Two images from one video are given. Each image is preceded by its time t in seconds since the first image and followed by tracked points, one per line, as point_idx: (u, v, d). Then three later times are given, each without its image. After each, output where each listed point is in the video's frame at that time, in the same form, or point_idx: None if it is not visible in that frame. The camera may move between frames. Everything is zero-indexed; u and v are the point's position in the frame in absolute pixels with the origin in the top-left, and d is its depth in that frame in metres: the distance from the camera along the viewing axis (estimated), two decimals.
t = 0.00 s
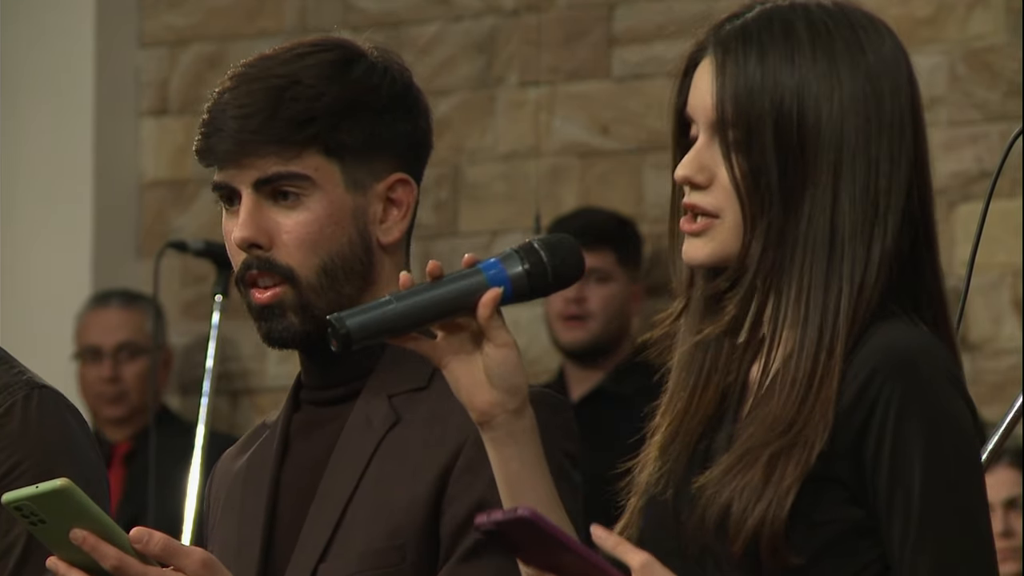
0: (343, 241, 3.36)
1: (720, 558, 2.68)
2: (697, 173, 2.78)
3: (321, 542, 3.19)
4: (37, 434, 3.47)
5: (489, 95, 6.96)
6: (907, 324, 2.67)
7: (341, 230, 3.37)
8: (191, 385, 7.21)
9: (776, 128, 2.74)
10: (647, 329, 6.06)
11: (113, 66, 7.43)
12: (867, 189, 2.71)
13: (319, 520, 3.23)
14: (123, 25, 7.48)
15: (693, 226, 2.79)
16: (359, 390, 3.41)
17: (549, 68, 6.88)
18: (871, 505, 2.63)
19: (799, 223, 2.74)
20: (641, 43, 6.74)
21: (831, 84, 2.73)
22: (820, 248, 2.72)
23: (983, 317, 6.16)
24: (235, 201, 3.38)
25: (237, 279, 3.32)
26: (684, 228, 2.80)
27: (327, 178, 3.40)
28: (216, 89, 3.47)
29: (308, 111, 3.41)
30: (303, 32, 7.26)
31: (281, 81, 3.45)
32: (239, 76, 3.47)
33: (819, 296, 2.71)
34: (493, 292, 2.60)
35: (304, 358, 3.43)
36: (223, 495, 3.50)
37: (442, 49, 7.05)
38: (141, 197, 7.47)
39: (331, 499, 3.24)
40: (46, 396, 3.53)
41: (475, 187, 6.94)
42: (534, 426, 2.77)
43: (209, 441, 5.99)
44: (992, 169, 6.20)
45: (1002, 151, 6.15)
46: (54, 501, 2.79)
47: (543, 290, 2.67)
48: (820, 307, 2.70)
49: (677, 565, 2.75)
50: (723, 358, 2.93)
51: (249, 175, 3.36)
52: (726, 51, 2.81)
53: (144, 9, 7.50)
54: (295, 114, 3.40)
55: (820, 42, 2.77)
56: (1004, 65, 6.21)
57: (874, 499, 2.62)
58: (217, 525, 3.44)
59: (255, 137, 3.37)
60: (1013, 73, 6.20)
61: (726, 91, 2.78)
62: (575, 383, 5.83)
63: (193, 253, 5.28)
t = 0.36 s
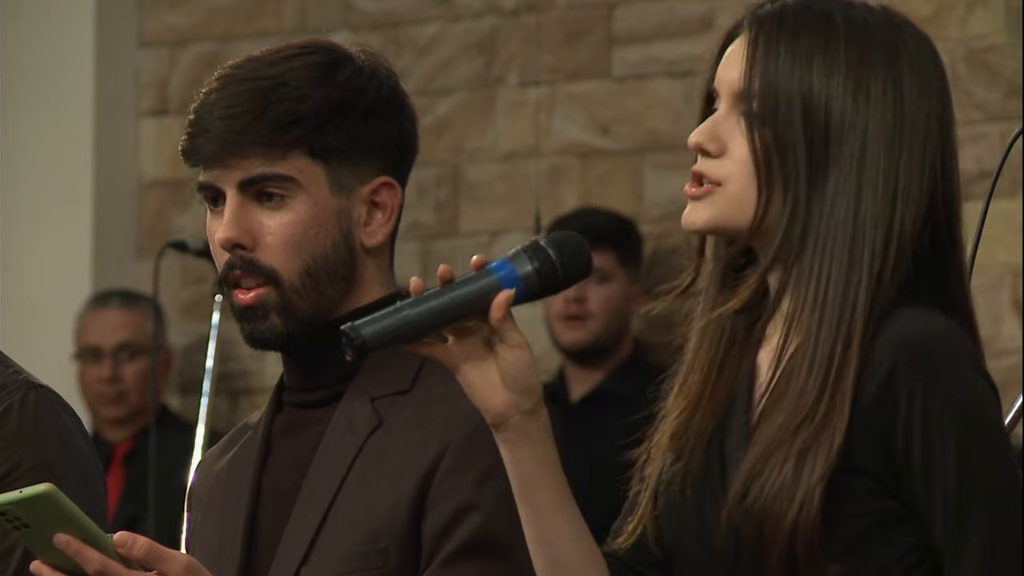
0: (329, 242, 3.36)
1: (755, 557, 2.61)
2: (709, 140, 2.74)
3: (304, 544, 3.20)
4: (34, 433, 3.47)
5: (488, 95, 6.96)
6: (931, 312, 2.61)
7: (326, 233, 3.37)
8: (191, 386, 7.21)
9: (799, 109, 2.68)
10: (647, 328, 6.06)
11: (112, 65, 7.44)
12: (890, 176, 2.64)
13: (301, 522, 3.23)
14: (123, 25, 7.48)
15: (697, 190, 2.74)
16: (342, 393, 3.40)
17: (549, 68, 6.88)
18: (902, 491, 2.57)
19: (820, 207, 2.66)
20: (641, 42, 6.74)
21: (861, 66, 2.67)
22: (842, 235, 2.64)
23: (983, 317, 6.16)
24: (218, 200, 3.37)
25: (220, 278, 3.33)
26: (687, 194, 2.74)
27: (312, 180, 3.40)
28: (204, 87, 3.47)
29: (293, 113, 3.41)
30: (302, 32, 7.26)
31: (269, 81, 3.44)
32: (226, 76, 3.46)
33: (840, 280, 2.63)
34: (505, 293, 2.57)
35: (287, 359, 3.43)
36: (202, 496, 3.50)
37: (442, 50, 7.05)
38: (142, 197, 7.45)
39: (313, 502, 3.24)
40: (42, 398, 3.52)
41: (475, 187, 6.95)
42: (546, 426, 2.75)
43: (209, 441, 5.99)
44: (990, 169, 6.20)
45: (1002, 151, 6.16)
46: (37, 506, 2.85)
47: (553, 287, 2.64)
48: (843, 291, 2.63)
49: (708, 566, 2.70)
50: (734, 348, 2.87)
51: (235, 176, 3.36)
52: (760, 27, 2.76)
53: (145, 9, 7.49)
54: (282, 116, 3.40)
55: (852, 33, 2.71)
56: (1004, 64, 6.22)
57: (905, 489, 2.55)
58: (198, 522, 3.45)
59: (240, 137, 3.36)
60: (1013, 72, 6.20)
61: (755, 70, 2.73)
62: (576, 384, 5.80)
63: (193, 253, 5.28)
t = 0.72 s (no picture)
0: (317, 248, 3.35)
1: (776, 556, 2.75)
2: (718, 143, 2.84)
3: (290, 548, 3.19)
4: (41, 434, 3.51)
5: (488, 95, 6.96)
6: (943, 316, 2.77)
7: (313, 238, 3.35)
8: (191, 385, 7.21)
9: (815, 118, 2.81)
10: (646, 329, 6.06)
11: (112, 65, 7.44)
12: (904, 181, 2.79)
13: (286, 526, 3.22)
14: (122, 25, 7.47)
15: (707, 193, 2.85)
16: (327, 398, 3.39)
17: (548, 68, 6.87)
18: (921, 499, 2.72)
19: (834, 211, 2.81)
20: (641, 42, 6.73)
21: (871, 74, 2.80)
22: (860, 238, 2.80)
23: (983, 317, 6.16)
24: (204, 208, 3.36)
25: (209, 285, 3.31)
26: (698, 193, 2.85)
27: (301, 186, 3.39)
28: (190, 94, 3.46)
29: (281, 119, 3.41)
30: (302, 32, 7.26)
31: (257, 89, 3.44)
32: (212, 83, 3.46)
33: (857, 285, 2.79)
34: (533, 286, 2.66)
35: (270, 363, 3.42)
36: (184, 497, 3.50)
37: (442, 50, 7.06)
38: (141, 197, 7.43)
39: (298, 506, 3.23)
40: (47, 397, 3.57)
41: (475, 187, 6.96)
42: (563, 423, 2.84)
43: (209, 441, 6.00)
44: (989, 169, 6.20)
45: (1001, 152, 6.16)
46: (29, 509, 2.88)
47: (575, 279, 2.73)
48: (859, 296, 2.78)
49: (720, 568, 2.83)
50: (740, 348, 3.02)
51: (224, 182, 3.35)
52: (769, 33, 2.88)
53: (145, 9, 7.48)
54: (271, 122, 3.39)
55: (861, 35, 2.84)
56: (1004, 64, 6.21)
57: (921, 488, 2.70)
58: (180, 523, 3.45)
59: (230, 144, 3.36)
60: (1013, 72, 6.20)
61: (765, 77, 2.85)
62: (576, 384, 5.80)
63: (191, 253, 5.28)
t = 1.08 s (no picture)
0: (314, 250, 3.34)
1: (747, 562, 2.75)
2: (707, 149, 2.81)
3: (287, 546, 3.18)
4: (41, 435, 3.51)
5: (488, 95, 6.96)
6: (923, 326, 2.77)
7: (312, 240, 3.35)
8: (191, 385, 7.21)
9: (809, 133, 2.80)
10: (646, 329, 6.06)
11: (112, 64, 7.44)
12: (893, 198, 2.79)
13: (282, 526, 3.22)
14: (122, 24, 7.47)
15: (694, 203, 2.81)
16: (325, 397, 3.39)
17: (548, 68, 6.87)
18: (893, 502, 2.72)
19: (826, 227, 2.80)
20: (641, 42, 6.73)
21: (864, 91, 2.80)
22: (848, 252, 2.79)
23: (983, 318, 6.16)
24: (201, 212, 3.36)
25: (208, 290, 3.31)
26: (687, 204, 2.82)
27: (299, 187, 3.38)
28: (185, 98, 3.45)
29: (278, 121, 3.40)
30: (302, 31, 7.26)
31: (252, 92, 3.43)
32: (207, 86, 3.46)
33: (841, 295, 2.78)
34: (526, 284, 2.60)
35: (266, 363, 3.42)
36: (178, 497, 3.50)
37: (442, 50, 7.06)
38: (141, 197, 7.44)
39: (294, 506, 3.23)
40: (47, 398, 3.58)
41: (476, 187, 6.96)
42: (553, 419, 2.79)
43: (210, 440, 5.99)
44: (989, 169, 6.20)
45: (1001, 152, 6.15)
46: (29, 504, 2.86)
47: (569, 278, 2.69)
48: (842, 307, 2.78)
49: (689, 575, 2.82)
50: (722, 352, 3.01)
51: (221, 184, 3.34)
52: (769, 43, 2.86)
53: (144, 8, 7.48)
54: (268, 124, 3.39)
55: (859, 49, 2.83)
56: (1004, 64, 6.21)
57: (897, 496, 2.71)
58: (174, 523, 3.45)
59: (228, 146, 3.35)
60: (1013, 72, 6.20)
61: (762, 88, 2.83)
62: (576, 385, 5.79)
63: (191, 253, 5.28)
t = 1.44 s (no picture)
0: (315, 248, 3.22)
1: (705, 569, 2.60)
2: (674, 151, 2.66)
3: (290, 541, 3.07)
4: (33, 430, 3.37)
5: (488, 96, 6.97)
6: (887, 331, 2.60)
7: (313, 237, 3.23)
8: (191, 385, 7.20)
9: (777, 132, 2.65)
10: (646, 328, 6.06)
11: (112, 65, 7.45)
12: (859, 200, 2.63)
13: (285, 520, 3.11)
14: (122, 25, 7.48)
15: (660, 205, 2.67)
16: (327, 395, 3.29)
17: (548, 68, 6.87)
18: (853, 505, 2.56)
19: (796, 229, 2.65)
20: (640, 42, 6.73)
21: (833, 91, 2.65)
22: (815, 256, 2.64)
23: (983, 317, 6.16)
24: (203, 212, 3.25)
25: (211, 289, 3.20)
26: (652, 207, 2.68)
27: (301, 183, 3.26)
28: (185, 96, 3.34)
29: (279, 118, 3.29)
30: (302, 32, 7.27)
31: (254, 88, 3.31)
32: (208, 83, 3.34)
33: (809, 296, 2.63)
34: (493, 276, 2.49)
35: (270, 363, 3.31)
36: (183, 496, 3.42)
37: (442, 50, 7.06)
38: (141, 198, 7.48)
39: (298, 500, 3.11)
40: (39, 395, 3.43)
41: (476, 187, 6.96)
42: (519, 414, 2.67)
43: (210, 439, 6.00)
44: (989, 168, 6.20)
45: (1001, 152, 6.15)
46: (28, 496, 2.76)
47: (536, 275, 2.56)
48: (808, 308, 2.62)
49: None
50: (684, 356, 2.84)
51: (221, 182, 3.23)
52: (735, 44, 2.71)
53: (144, 9, 7.50)
54: (268, 121, 3.27)
55: (826, 51, 2.68)
56: (1004, 64, 6.22)
57: (860, 502, 2.55)
58: (182, 522, 3.35)
59: (228, 144, 3.24)
60: (1012, 72, 6.20)
61: (731, 88, 2.68)
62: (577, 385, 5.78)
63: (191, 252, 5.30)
